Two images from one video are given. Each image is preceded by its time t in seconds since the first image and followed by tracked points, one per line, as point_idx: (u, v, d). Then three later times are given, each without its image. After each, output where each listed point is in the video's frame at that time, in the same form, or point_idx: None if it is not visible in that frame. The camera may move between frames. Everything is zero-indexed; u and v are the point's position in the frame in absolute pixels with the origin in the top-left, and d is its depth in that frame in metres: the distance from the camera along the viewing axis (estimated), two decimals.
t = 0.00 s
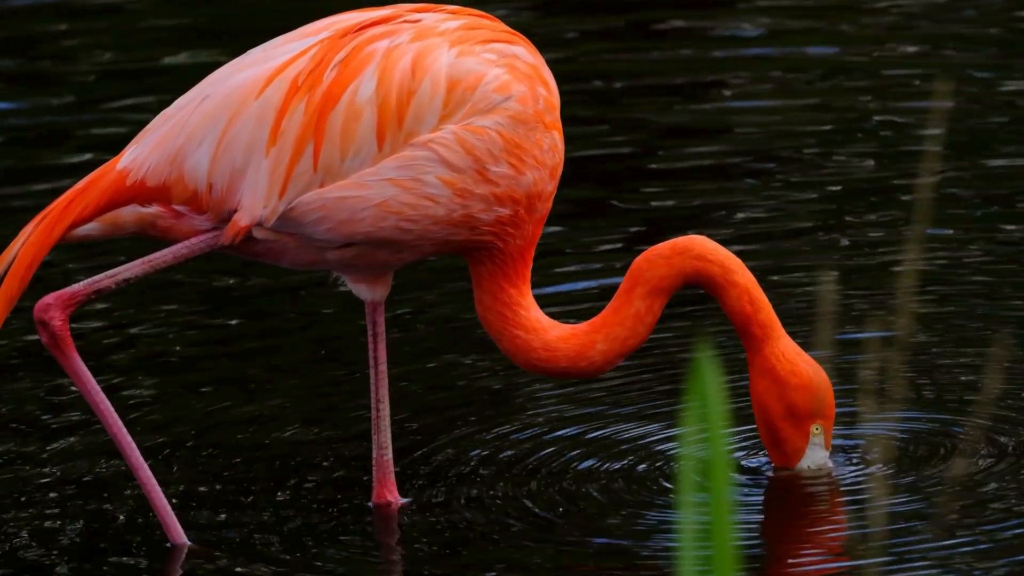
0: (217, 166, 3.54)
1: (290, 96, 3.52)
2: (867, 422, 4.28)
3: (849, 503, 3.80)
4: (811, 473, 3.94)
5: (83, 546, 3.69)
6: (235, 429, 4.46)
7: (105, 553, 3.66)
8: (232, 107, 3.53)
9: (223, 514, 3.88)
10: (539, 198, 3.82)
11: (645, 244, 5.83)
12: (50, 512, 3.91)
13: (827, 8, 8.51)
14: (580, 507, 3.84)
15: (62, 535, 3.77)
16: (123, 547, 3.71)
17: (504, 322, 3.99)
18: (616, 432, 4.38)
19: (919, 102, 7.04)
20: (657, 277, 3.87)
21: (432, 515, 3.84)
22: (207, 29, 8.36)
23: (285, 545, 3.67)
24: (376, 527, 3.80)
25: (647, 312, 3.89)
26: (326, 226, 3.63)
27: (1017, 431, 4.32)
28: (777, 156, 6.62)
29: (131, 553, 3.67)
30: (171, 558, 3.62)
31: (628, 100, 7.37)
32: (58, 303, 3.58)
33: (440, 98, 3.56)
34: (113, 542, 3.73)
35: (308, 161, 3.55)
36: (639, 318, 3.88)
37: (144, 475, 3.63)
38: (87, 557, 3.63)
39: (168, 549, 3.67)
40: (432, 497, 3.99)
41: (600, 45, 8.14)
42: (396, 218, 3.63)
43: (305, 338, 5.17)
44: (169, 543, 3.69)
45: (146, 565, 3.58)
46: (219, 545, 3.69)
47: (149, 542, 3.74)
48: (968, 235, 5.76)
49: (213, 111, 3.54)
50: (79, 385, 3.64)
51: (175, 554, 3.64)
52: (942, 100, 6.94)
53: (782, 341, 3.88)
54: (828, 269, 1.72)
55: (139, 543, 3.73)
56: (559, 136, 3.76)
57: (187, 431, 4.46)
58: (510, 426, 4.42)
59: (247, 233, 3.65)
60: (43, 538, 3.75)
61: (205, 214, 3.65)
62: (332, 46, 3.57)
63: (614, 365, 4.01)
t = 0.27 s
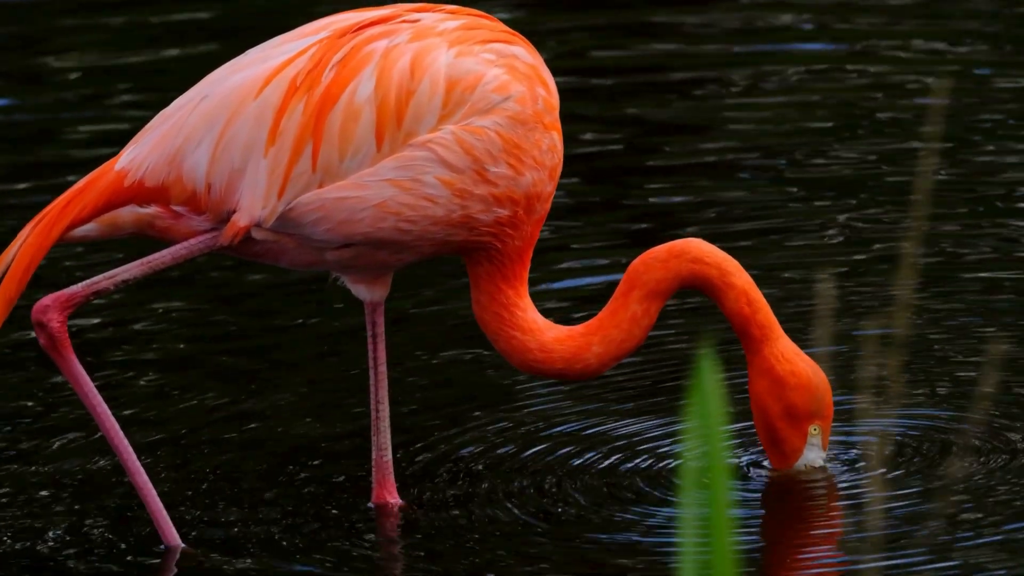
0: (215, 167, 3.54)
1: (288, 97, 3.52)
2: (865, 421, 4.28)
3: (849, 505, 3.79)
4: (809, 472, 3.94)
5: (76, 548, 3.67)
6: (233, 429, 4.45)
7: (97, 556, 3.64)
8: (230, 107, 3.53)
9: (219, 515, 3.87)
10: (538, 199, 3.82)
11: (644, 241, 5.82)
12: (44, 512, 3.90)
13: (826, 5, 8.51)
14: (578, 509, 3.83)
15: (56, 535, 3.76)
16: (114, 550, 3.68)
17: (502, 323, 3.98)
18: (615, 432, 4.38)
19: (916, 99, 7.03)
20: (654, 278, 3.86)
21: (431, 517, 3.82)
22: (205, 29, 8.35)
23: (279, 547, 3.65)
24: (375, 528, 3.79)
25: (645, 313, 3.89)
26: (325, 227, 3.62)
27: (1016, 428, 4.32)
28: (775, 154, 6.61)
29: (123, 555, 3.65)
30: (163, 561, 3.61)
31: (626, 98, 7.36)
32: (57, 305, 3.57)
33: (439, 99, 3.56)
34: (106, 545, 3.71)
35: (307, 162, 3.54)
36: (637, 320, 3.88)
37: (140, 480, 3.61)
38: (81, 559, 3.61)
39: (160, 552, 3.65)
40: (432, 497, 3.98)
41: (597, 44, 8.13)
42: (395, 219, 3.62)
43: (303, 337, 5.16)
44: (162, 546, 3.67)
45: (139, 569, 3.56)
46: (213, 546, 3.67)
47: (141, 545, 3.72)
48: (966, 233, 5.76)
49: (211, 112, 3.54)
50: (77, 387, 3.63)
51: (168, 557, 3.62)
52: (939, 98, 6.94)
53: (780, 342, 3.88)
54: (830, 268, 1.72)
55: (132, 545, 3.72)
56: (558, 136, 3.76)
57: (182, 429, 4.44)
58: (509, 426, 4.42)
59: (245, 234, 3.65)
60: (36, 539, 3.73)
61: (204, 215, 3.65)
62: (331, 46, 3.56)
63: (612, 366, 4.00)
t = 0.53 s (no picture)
0: (214, 169, 3.54)
1: (286, 98, 3.51)
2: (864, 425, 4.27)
3: (847, 507, 3.78)
4: (807, 474, 3.93)
5: (70, 547, 3.67)
6: (231, 429, 4.45)
7: (92, 554, 3.63)
8: (228, 109, 3.52)
9: (217, 514, 3.88)
10: (537, 201, 3.82)
11: (644, 241, 5.82)
12: (40, 512, 3.90)
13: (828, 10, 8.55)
14: (577, 510, 3.82)
15: (52, 534, 3.76)
16: (108, 549, 3.68)
17: (501, 325, 3.98)
18: (614, 433, 4.38)
19: (918, 101, 7.03)
20: (652, 280, 3.86)
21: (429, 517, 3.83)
22: (208, 37, 8.37)
23: (275, 545, 3.64)
24: (373, 528, 3.78)
25: (642, 315, 3.88)
26: (323, 228, 3.62)
27: (1016, 432, 4.32)
28: (776, 155, 6.61)
29: (117, 555, 3.64)
30: (156, 560, 3.60)
31: (627, 101, 7.36)
32: (56, 306, 3.57)
33: (437, 101, 3.55)
34: (100, 544, 3.71)
35: (305, 164, 3.54)
36: (634, 321, 3.87)
37: (135, 482, 3.61)
38: (76, 558, 3.60)
39: (154, 551, 3.64)
40: (431, 497, 3.97)
41: (599, 49, 8.14)
42: (393, 221, 3.62)
43: (303, 339, 5.16)
44: (155, 547, 3.66)
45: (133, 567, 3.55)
46: (208, 545, 3.67)
47: (135, 545, 3.71)
48: (967, 235, 5.75)
49: (209, 114, 3.53)
50: (75, 389, 3.63)
51: (161, 557, 3.61)
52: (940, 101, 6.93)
53: (776, 343, 3.89)
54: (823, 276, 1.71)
55: (126, 545, 3.71)
56: (557, 138, 3.76)
57: (181, 429, 4.44)
58: (508, 428, 4.43)
59: (244, 235, 3.65)
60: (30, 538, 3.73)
61: (203, 216, 3.65)
62: (329, 47, 3.56)
63: (610, 367, 4.00)
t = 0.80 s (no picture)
0: (213, 170, 3.54)
1: (286, 99, 3.51)
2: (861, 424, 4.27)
3: (846, 507, 3.78)
4: (804, 474, 3.95)
5: (66, 550, 3.66)
6: (230, 429, 4.45)
7: (88, 557, 3.63)
8: (227, 110, 3.52)
9: (217, 515, 3.87)
10: (536, 202, 3.82)
11: (643, 240, 5.81)
12: (38, 514, 3.89)
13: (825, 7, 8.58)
14: (576, 511, 3.82)
15: (49, 536, 3.75)
16: (104, 552, 3.67)
17: (499, 325, 3.98)
18: (612, 433, 4.39)
19: (916, 100, 7.02)
20: (650, 281, 3.86)
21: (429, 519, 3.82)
22: (207, 36, 8.36)
23: (273, 547, 3.64)
24: (372, 530, 3.78)
25: (641, 316, 3.89)
26: (323, 229, 3.62)
27: (1013, 429, 4.32)
28: (774, 154, 6.61)
29: (112, 558, 3.64)
30: (151, 564, 3.59)
31: (626, 100, 7.35)
32: (56, 307, 3.57)
33: (437, 101, 3.55)
34: (96, 546, 3.70)
35: (305, 165, 3.54)
36: (632, 323, 3.88)
37: (132, 487, 3.60)
38: (72, 561, 3.60)
39: (149, 555, 3.64)
40: (430, 499, 3.97)
41: (597, 47, 8.13)
42: (392, 222, 3.62)
43: (302, 338, 5.16)
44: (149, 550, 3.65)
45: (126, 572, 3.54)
46: (205, 548, 3.66)
47: (130, 548, 3.70)
48: (964, 233, 5.77)
49: (208, 114, 3.53)
50: (74, 392, 3.63)
51: (156, 560, 3.61)
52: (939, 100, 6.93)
53: (774, 345, 3.89)
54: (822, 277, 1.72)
55: (122, 548, 3.71)
56: (556, 139, 3.76)
57: (181, 429, 4.45)
58: (507, 428, 4.43)
59: (244, 236, 3.65)
60: (27, 540, 3.73)
61: (202, 217, 3.65)
62: (329, 48, 3.56)
63: (609, 369, 4.01)
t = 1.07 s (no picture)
0: (213, 171, 3.54)
1: (285, 100, 3.51)
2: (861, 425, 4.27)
3: (845, 509, 3.78)
4: (801, 475, 3.96)
5: (63, 551, 3.66)
6: (230, 430, 4.44)
7: (84, 558, 3.63)
8: (226, 111, 3.53)
9: (216, 515, 3.87)
10: (536, 203, 3.82)
11: (643, 241, 5.81)
12: (35, 514, 3.89)
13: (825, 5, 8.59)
14: (575, 513, 3.82)
15: (48, 536, 3.75)
16: (99, 553, 3.67)
17: (499, 326, 3.98)
18: (612, 435, 4.39)
19: (916, 99, 7.02)
20: (649, 282, 3.87)
21: (428, 520, 3.83)
22: (206, 36, 8.35)
23: (270, 548, 3.64)
24: (371, 531, 3.78)
25: (640, 317, 3.89)
26: (322, 231, 3.63)
27: (1012, 430, 4.33)
28: (774, 155, 6.60)
29: (107, 559, 3.63)
30: (145, 565, 3.59)
31: (626, 99, 7.34)
32: (56, 309, 3.58)
33: (436, 103, 3.56)
34: (92, 547, 3.70)
35: (304, 166, 3.55)
36: (631, 324, 3.88)
37: (128, 489, 3.60)
38: (69, 562, 3.60)
39: (144, 555, 3.64)
40: (429, 500, 3.98)
41: (597, 46, 8.11)
42: (392, 223, 3.63)
43: (301, 339, 5.15)
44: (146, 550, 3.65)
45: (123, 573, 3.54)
46: (202, 549, 3.66)
47: (127, 549, 3.70)
48: (964, 233, 5.78)
49: (208, 115, 3.54)
50: (72, 393, 3.63)
51: (151, 561, 3.60)
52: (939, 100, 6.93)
53: (772, 346, 3.89)
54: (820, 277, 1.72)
55: (118, 548, 3.71)
56: (556, 140, 3.76)
57: (182, 429, 4.45)
58: (508, 428, 4.43)
59: (243, 237, 3.65)
60: (23, 540, 3.73)
61: (202, 218, 3.66)
62: (328, 50, 3.56)
63: (608, 369, 4.01)
